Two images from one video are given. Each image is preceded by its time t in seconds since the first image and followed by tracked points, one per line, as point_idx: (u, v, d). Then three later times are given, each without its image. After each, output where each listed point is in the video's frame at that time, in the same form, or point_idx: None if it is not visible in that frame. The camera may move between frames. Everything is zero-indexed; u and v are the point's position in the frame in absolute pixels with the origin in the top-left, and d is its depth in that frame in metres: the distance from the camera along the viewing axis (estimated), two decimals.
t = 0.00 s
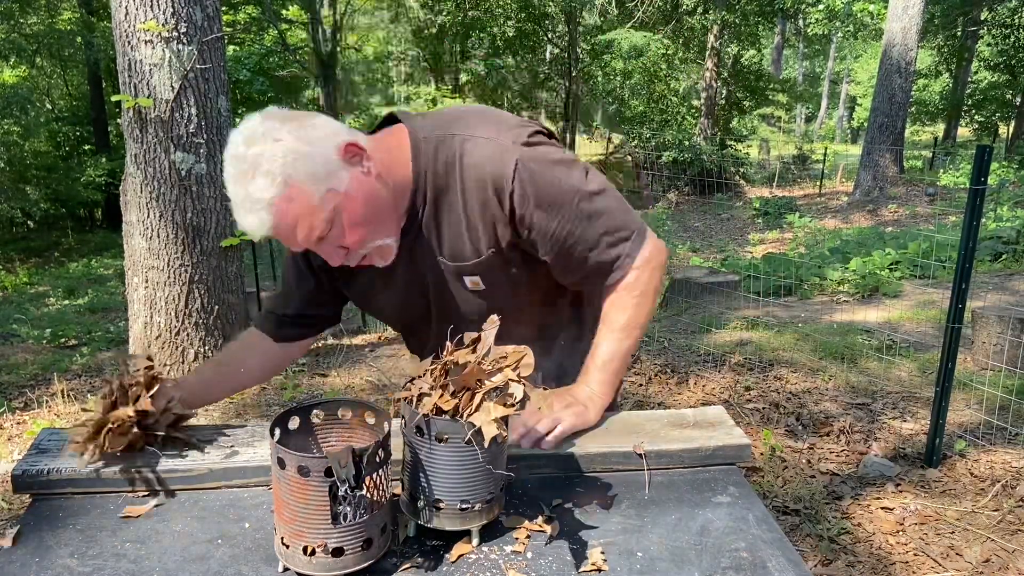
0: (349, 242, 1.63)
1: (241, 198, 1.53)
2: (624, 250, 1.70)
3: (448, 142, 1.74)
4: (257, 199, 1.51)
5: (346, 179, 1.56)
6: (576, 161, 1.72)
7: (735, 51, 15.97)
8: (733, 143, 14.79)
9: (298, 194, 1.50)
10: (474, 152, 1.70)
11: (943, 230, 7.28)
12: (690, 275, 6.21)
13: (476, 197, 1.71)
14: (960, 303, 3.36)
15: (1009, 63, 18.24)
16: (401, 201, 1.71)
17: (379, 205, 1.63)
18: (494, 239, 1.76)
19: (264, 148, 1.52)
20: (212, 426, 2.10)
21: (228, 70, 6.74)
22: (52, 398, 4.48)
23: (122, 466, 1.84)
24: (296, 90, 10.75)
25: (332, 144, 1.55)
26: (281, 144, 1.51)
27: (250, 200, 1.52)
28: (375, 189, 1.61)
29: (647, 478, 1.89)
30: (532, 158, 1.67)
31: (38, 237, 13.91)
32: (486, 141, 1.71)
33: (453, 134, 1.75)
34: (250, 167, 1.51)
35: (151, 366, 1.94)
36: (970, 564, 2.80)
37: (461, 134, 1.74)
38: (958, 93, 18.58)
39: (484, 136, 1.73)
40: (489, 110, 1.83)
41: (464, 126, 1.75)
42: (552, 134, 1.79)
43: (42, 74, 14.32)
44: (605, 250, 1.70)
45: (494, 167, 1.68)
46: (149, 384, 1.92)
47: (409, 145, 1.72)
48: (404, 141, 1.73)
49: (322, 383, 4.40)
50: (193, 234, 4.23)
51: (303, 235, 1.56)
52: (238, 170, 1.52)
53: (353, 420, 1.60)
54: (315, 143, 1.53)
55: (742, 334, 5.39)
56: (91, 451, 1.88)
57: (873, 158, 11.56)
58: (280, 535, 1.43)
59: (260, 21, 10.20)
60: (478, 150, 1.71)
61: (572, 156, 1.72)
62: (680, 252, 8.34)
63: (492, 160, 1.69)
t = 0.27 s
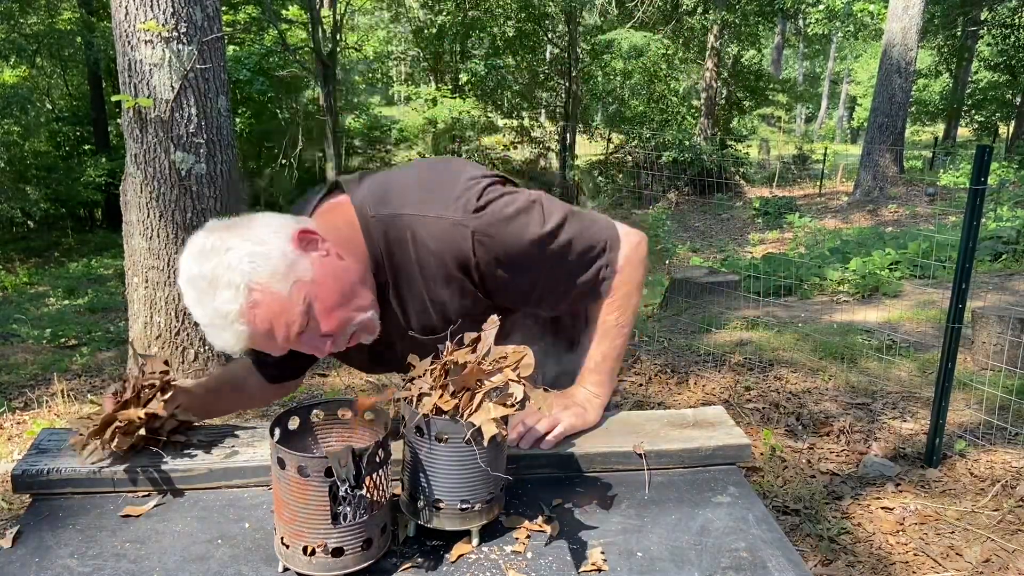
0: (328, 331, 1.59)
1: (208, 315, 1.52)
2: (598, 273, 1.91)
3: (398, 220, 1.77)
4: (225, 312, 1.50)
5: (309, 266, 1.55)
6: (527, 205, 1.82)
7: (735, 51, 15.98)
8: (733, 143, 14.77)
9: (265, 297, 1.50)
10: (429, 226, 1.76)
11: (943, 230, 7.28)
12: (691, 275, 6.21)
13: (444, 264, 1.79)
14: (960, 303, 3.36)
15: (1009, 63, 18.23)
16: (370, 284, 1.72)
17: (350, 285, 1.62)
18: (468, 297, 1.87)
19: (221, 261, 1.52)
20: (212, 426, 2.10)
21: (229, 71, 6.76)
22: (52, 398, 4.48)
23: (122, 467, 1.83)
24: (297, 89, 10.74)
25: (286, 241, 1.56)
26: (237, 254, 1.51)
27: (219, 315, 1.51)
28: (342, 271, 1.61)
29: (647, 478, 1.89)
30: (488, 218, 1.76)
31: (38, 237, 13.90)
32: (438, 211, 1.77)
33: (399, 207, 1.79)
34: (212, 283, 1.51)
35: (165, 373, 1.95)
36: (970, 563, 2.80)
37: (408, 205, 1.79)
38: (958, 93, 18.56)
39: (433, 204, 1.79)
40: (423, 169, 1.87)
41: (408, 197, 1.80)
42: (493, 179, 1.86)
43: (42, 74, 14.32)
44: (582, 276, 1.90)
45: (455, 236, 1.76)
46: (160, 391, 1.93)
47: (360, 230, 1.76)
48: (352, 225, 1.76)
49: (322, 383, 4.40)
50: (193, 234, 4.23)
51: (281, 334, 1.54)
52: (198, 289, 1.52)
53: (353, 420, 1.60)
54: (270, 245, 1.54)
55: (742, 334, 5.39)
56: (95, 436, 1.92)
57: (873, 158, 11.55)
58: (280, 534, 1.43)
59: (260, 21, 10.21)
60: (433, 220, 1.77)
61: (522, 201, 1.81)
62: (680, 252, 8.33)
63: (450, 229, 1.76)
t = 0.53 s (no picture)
0: (327, 361, 1.62)
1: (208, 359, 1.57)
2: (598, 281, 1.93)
3: (390, 247, 1.78)
4: (224, 354, 1.54)
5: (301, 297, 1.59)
6: (518, 222, 1.84)
7: (735, 51, 15.98)
8: (733, 143, 14.76)
9: (260, 336, 1.53)
10: (423, 252, 1.78)
11: (943, 230, 7.28)
12: (691, 275, 6.21)
13: (442, 287, 1.82)
14: (960, 303, 3.36)
15: (1009, 63, 18.22)
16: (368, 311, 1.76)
17: (345, 314, 1.66)
18: (466, 317, 1.91)
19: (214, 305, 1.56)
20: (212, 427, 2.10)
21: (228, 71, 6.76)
22: (52, 398, 4.48)
23: (122, 467, 1.83)
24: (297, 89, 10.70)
25: (277, 279, 1.60)
26: (229, 295, 1.55)
27: (218, 358, 1.55)
28: (335, 302, 1.65)
29: (647, 478, 1.89)
30: (481, 240, 1.79)
31: (38, 237, 13.89)
32: (429, 235, 1.79)
33: (390, 234, 1.79)
34: (208, 328, 1.55)
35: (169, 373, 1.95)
36: (970, 564, 2.80)
37: (400, 230, 1.80)
38: (958, 93, 18.55)
39: (424, 228, 1.80)
40: (412, 191, 1.88)
41: (398, 222, 1.81)
42: (483, 198, 1.88)
43: (42, 74, 14.31)
44: (576, 286, 1.94)
45: (451, 261, 1.79)
46: (162, 392, 1.93)
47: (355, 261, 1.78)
48: (346, 255, 1.79)
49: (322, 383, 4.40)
50: (193, 234, 4.23)
51: (282, 370, 1.59)
52: (199, 331, 1.56)
53: (353, 421, 1.60)
54: (262, 284, 1.58)
55: (742, 334, 5.39)
56: (95, 432, 1.91)
57: (873, 158, 11.55)
58: (280, 534, 1.43)
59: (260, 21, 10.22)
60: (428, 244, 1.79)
61: (513, 219, 1.84)
62: (680, 252, 8.33)
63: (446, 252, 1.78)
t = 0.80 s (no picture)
0: (333, 365, 1.63)
1: (213, 364, 1.58)
2: (601, 280, 1.93)
3: (393, 249, 1.78)
4: (229, 359, 1.55)
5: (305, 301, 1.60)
6: (520, 223, 1.84)
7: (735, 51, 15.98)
8: (733, 143, 14.76)
9: (264, 340, 1.54)
10: (426, 253, 1.78)
11: (943, 230, 7.28)
12: (690, 274, 6.20)
13: (445, 288, 1.81)
14: (960, 303, 3.36)
15: (1009, 63, 18.22)
16: (372, 314, 1.76)
17: (350, 317, 1.67)
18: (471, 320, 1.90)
19: (218, 309, 1.57)
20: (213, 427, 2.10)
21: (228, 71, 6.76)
22: (52, 398, 4.48)
23: (121, 468, 1.83)
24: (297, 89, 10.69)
25: (281, 283, 1.61)
26: (233, 300, 1.56)
27: (222, 362, 1.56)
28: (338, 305, 1.66)
29: (647, 478, 1.89)
30: (484, 242, 1.79)
31: (39, 238, 13.89)
32: (432, 236, 1.79)
33: (392, 236, 1.79)
34: (212, 332, 1.56)
35: (168, 374, 1.94)
36: (970, 564, 2.80)
37: (403, 232, 1.80)
38: (958, 94, 18.54)
39: (426, 229, 1.80)
40: (414, 193, 1.89)
41: (401, 224, 1.81)
42: (485, 200, 1.89)
43: (42, 74, 14.31)
44: (580, 288, 1.94)
45: (455, 263, 1.78)
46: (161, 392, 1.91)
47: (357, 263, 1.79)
48: (348, 257, 1.80)
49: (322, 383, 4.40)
50: (193, 234, 4.22)
51: (288, 375, 1.60)
52: (204, 338, 1.57)
53: (353, 421, 1.61)
54: (265, 288, 1.59)
55: (741, 334, 5.39)
56: (98, 432, 1.91)
57: (873, 158, 11.55)
58: (280, 534, 1.43)
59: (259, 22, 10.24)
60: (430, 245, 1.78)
61: (515, 221, 1.84)
62: (680, 252, 8.33)
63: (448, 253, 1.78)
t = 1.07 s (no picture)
0: (335, 366, 1.65)
1: (214, 367, 1.58)
2: (601, 280, 1.93)
3: (395, 250, 1.79)
4: (230, 362, 1.56)
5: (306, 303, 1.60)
6: (522, 222, 1.84)
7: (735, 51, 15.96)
8: (733, 143, 14.75)
9: (265, 343, 1.55)
10: (428, 254, 1.78)
11: (942, 230, 7.29)
12: (690, 274, 6.20)
13: (447, 289, 1.81)
14: (960, 303, 3.36)
15: (1009, 63, 18.22)
16: (373, 315, 1.77)
17: (350, 319, 1.67)
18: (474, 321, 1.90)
19: (219, 312, 1.57)
20: (214, 427, 2.10)
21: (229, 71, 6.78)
22: (52, 398, 4.48)
23: (120, 468, 1.83)
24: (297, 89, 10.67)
25: (282, 286, 1.61)
26: (235, 303, 1.57)
27: (224, 366, 1.57)
28: (339, 307, 1.66)
29: (646, 478, 1.89)
30: (487, 241, 1.78)
31: (39, 238, 13.88)
32: (436, 236, 1.79)
33: (394, 237, 1.80)
34: (213, 334, 1.56)
35: (168, 374, 1.94)
36: (970, 564, 2.80)
37: (405, 233, 1.81)
38: (958, 93, 18.53)
39: (428, 230, 1.80)
40: (416, 192, 1.89)
41: (402, 225, 1.81)
42: (487, 199, 1.89)
43: (41, 74, 14.30)
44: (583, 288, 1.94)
45: (457, 264, 1.78)
46: (161, 392, 1.91)
47: (359, 264, 1.80)
48: (349, 259, 1.81)
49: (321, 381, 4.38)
50: (192, 235, 4.22)
51: (289, 377, 1.60)
52: (204, 342, 1.58)
53: (353, 421, 1.61)
54: (267, 291, 1.59)
55: (741, 334, 5.39)
56: (97, 432, 1.90)
57: (873, 158, 11.55)
58: (281, 535, 1.43)
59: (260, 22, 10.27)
60: (432, 246, 1.78)
61: (518, 220, 1.84)
62: (680, 252, 8.33)
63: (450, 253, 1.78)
